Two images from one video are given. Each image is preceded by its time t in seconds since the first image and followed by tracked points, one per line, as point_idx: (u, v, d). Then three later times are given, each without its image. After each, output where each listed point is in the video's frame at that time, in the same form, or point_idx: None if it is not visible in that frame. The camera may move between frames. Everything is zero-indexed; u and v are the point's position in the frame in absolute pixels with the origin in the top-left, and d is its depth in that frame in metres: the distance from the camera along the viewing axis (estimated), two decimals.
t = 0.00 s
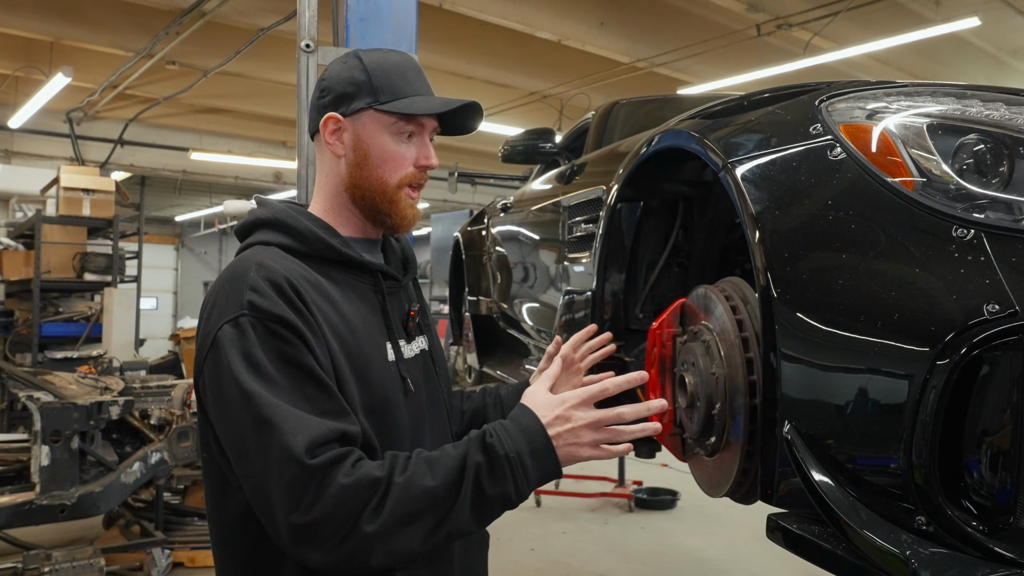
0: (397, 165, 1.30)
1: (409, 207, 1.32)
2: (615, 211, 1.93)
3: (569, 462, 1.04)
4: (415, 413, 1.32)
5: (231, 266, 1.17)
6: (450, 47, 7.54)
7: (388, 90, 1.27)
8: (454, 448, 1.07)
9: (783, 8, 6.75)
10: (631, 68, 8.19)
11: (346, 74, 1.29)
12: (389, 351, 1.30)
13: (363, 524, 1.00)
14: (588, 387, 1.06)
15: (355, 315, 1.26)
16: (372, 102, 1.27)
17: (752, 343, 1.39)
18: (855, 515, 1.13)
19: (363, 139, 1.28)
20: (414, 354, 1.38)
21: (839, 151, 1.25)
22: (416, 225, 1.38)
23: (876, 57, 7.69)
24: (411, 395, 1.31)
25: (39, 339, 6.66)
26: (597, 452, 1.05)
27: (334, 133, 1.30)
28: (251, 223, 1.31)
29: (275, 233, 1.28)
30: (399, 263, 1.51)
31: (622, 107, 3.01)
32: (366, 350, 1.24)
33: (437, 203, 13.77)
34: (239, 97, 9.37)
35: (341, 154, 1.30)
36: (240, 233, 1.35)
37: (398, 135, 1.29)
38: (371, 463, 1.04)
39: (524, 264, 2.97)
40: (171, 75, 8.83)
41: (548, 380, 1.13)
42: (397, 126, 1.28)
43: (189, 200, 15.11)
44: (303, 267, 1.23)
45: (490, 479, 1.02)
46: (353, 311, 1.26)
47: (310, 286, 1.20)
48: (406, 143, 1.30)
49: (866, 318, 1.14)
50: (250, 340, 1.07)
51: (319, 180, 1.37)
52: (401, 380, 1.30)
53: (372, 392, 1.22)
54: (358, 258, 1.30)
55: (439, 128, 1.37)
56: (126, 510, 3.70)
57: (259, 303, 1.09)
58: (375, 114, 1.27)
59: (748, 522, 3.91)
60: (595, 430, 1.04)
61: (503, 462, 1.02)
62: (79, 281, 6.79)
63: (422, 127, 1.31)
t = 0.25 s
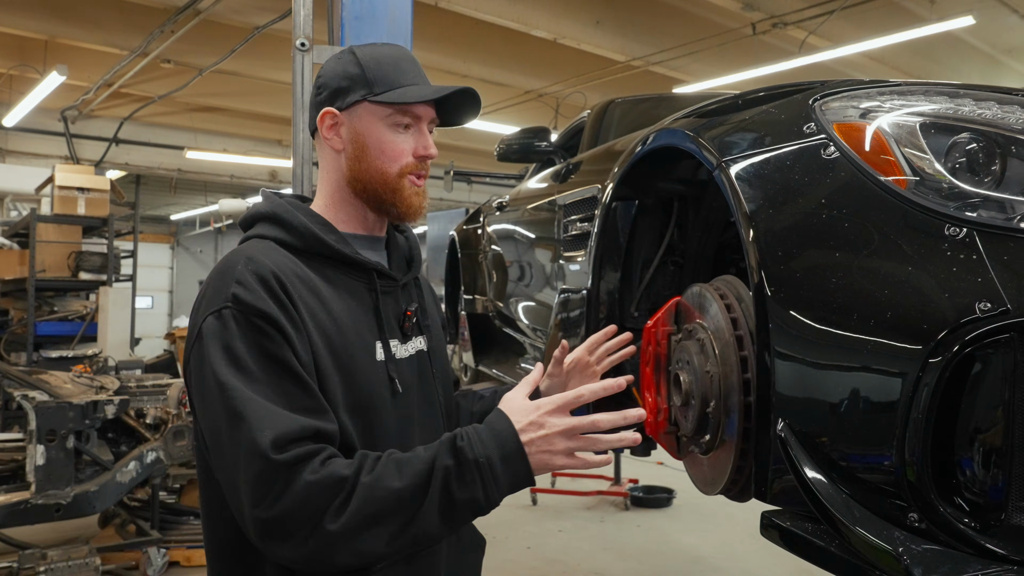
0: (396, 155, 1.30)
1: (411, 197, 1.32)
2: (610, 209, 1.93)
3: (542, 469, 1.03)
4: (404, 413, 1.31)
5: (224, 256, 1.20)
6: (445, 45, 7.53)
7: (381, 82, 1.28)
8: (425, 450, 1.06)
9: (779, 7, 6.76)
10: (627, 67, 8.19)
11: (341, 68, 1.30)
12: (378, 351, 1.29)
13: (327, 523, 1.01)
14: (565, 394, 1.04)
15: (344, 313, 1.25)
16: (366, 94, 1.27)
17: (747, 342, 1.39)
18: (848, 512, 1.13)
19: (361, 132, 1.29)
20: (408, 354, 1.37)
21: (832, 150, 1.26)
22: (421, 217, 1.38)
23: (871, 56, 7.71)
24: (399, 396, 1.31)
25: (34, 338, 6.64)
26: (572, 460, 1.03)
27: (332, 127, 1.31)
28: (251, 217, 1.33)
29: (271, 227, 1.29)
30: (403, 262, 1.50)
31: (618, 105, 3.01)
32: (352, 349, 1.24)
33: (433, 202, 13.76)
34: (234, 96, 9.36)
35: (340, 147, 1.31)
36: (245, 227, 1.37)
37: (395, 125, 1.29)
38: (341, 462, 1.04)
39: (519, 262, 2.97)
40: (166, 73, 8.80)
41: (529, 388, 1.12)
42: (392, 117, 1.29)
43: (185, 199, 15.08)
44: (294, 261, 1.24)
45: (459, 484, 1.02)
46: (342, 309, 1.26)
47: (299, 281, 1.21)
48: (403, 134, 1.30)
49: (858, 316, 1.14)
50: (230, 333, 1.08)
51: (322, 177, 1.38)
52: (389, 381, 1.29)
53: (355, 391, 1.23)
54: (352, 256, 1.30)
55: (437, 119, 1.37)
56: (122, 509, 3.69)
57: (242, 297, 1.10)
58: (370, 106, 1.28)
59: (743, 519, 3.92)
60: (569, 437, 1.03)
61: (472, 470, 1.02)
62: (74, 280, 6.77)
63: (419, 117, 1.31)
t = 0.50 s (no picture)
0: (391, 151, 1.30)
1: (407, 194, 1.32)
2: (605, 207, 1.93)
3: (474, 503, 0.96)
4: (384, 416, 1.30)
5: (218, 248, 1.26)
6: (442, 44, 7.52)
7: (378, 77, 1.28)
8: (366, 465, 1.04)
9: (775, 6, 6.78)
10: (623, 66, 8.20)
11: (340, 65, 1.32)
12: (358, 353, 1.29)
13: (259, 525, 1.04)
14: (508, 425, 0.96)
15: (323, 315, 1.26)
16: (363, 89, 1.28)
17: (740, 341, 1.39)
18: (839, 509, 1.13)
19: (358, 127, 1.30)
20: (397, 357, 1.35)
21: (825, 149, 1.26)
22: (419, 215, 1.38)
23: (867, 56, 7.74)
24: (378, 399, 1.30)
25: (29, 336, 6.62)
26: (505, 497, 0.95)
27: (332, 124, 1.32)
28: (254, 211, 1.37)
29: (266, 222, 1.33)
30: (410, 255, 1.49)
31: (613, 105, 3.01)
32: (327, 351, 1.25)
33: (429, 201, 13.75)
34: (230, 94, 9.34)
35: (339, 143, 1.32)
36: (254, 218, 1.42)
37: (392, 121, 1.30)
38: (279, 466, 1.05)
39: (516, 261, 2.97)
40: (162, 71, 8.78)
41: (489, 413, 1.02)
42: (389, 112, 1.29)
43: (181, 197, 15.03)
44: (278, 258, 1.27)
45: (391, 505, 0.99)
46: (322, 309, 1.27)
47: (280, 279, 1.24)
48: (400, 130, 1.30)
49: (850, 314, 1.15)
50: (200, 327, 1.13)
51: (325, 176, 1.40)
52: (367, 384, 1.29)
53: (326, 392, 1.24)
54: (338, 255, 1.30)
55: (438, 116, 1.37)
56: (117, 508, 3.68)
57: (215, 292, 1.15)
58: (367, 101, 1.29)
59: (738, 518, 3.93)
60: (504, 472, 0.95)
61: (406, 492, 0.98)
62: (70, 278, 6.75)
63: (417, 112, 1.31)
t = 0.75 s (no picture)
0: (370, 142, 1.30)
1: (389, 184, 1.30)
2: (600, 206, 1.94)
3: (344, 509, 0.97)
4: (356, 417, 1.27)
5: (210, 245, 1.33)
6: (438, 42, 7.52)
7: (352, 70, 1.29)
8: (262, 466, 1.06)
9: (771, 6, 6.79)
10: (620, 65, 8.20)
11: (321, 65, 1.34)
12: (327, 353, 1.26)
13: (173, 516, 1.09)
14: (375, 429, 0.95)
15: (291, 315, 1.25)
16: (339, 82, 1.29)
17: (733, 339, 1.40)
18: (831, 507, 1.14)
19: (336, 122, 1.31)
20: (376, 358, 1.30)
21: (818, 149, 1.27)
22: (406, 210, 1.36)
23: (862, 56, 7.76)
24: (347, 402, 1.26)
25: (24, 335, 6.60)
26: (368, 503, 0.95)
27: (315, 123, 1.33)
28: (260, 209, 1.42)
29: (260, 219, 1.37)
30: (413, 250, 1.45)
31: (609, 104, 3.02)
32: (292, 353, 1.24)
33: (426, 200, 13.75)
34: (226, 93, 9.32)
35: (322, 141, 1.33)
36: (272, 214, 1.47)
37: (369, 112, 1.30)
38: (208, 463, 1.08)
39: (512, 260, 2.98)
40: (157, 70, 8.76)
41: (391, 414, 0.95)
42: (367, 103, 1.29)
43: (177, 196, 15.00)
44: (256, 258, 1.29)
45: (274, 509, 1.02)
46: (290, 308, 1.26)
47: (250, 278, 1.26)
48: (378, 121, 1.30)
49: (843, 313, 1.15)
50: (162, 324, 1.19)
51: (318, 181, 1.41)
52: (336, 385, 1.26)
53: (291, 394, 1.24)
54: (310, 254, 1.28)
55: (421, 110, 1.36)
56: (113, 507, 3.68)
57: (180, 292, 1.20)
58: (344, 95, 1.30)
59: (733, 517, 3.94)
60: (364, 478, 0.95)
61: (285, 500, 1.00)
62: (65, 277, 6.74)
63: (395, 103, 1.31)
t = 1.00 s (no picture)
0: (338, 141, 1.29)
1: (357, 181, 1.28)
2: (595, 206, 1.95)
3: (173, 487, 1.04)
4: (319, 419, 1.23)
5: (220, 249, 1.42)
6: (434, 42, 7.51)
7: (318, 73, 1.31)
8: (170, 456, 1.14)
9: (766, 6, 6.81)
10: (616, 65, 8.20)
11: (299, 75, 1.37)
12: (292, 353, 1.24)
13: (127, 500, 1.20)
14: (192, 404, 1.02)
15: (260, 314, 1.26)
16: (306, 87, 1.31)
17: (727, 338, 1.40)
18: (823, 505, 1.15)
19: (308, 123, 1.33)
20: (345, 360, 1.26)
21: (811, 148, 1.27)
22: (384, 207, 1.33)
23: (858, 56, 7.79)
24: (309, 403, 1.23)
25: (19, 335, 6.58)
26: (182, 477, 1.02)
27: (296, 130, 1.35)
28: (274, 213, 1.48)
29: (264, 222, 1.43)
30: (405, 247, 1.38)
31: (605, 104, 3.02)
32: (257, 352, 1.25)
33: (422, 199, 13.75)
34: (222, 92, 9.30)
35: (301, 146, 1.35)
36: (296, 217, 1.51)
37: (336, 112, 1.30)
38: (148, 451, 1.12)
39: (508, 260, 2.98)
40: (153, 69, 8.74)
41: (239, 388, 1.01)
42: (333, 104, 1.30)
43: (173, 195, 14.97)
44: (242, 260, 1.33)
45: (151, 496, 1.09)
46: (260, 308, 1.27)
47: (228, 279, 1.30)
48: (345, 119, 1.30)
49: (836, 312, 1.16)
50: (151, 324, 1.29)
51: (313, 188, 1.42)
52: (298, 386, 1.24)
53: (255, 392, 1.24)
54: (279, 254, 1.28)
55: (395, 106, 1.34)
56: (108, 507, 3.67)
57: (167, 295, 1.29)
58: (313, 99, 1.31)
59: (729, 516, 3.95)
60: (176, 451, 1.02)
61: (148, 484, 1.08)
62: (61, 277, 6.72)
63: (361, 100, 1.30)
